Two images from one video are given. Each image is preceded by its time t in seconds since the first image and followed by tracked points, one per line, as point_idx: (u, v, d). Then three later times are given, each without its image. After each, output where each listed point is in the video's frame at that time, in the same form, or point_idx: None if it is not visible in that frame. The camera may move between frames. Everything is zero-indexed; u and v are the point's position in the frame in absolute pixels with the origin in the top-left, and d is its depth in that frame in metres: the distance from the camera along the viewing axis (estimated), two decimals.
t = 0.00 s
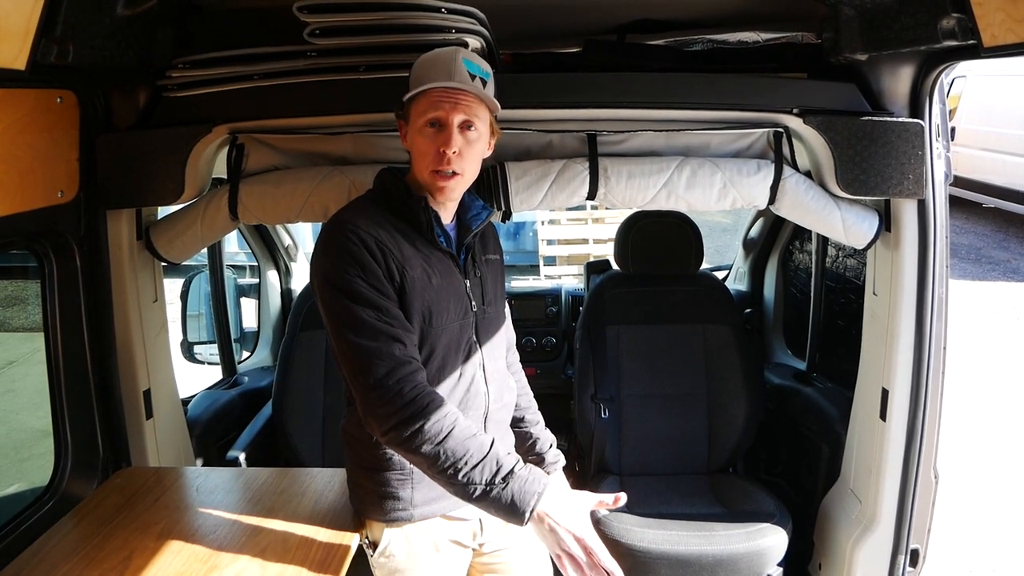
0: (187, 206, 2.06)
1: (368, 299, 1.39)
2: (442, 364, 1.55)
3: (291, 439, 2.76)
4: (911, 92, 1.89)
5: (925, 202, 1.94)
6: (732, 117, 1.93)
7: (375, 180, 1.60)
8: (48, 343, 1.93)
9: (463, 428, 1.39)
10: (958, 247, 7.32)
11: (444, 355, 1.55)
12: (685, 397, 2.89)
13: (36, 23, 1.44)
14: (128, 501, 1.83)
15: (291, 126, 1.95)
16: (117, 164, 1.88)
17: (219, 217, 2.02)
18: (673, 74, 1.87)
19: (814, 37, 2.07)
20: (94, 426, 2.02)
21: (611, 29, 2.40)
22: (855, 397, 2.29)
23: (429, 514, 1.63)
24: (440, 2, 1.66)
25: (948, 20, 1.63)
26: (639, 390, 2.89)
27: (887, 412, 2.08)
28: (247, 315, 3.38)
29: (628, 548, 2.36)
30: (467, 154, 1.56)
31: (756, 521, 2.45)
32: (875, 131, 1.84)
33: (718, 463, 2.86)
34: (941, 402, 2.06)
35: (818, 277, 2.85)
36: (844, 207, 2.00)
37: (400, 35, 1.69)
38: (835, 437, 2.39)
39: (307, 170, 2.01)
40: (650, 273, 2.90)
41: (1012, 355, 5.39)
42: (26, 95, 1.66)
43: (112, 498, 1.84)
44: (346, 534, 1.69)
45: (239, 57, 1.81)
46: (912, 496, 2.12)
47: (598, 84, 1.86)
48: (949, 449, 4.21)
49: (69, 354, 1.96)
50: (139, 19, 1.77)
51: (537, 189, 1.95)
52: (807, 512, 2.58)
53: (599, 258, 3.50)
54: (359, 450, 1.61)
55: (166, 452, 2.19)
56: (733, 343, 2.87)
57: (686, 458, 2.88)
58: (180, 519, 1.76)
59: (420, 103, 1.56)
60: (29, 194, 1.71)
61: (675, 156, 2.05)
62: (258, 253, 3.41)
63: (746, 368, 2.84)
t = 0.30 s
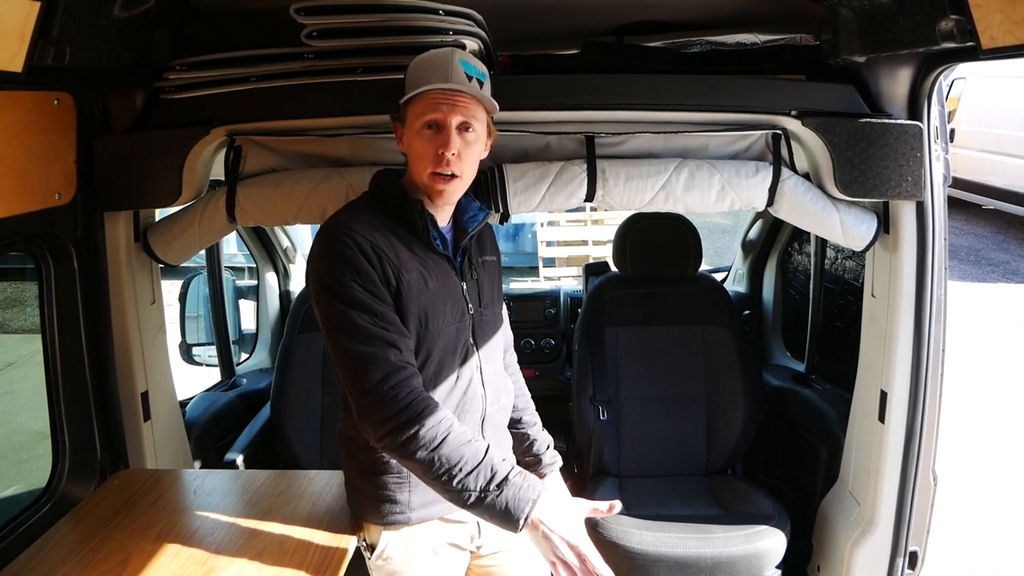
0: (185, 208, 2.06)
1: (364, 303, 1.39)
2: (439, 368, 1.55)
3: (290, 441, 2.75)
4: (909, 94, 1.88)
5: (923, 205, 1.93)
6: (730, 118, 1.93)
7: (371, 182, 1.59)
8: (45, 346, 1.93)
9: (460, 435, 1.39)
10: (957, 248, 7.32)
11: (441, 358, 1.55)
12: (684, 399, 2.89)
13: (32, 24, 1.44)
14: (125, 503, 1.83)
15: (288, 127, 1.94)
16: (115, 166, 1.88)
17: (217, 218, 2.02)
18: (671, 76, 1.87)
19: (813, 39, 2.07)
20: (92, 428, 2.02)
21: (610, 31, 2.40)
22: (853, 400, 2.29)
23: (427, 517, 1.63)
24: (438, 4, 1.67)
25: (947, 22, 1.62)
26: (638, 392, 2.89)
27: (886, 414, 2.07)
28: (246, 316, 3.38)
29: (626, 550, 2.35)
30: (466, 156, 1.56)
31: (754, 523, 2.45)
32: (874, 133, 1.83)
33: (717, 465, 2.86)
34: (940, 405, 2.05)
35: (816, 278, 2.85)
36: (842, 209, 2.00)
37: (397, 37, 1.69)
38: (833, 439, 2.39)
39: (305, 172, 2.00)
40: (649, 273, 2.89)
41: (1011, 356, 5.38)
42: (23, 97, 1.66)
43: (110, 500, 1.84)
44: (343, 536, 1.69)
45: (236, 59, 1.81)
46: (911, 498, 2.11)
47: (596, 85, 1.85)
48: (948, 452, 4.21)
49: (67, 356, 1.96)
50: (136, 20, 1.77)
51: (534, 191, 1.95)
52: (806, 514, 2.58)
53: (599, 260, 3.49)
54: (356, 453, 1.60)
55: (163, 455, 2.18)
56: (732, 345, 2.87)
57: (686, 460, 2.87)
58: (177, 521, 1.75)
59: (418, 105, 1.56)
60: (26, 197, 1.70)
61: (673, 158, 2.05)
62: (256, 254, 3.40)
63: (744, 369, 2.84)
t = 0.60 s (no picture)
0: (182, 208, 2.05)
1: (336, 315, 1.38)
2: (434, 369, 1.55)
3: (287, 441, 2.75)
4: (908, 93, 1.88)
5: (922, 204, 1.93)
6: (729, 118, 1.93)
7: (364, 183, 1.58)
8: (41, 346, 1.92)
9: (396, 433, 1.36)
10: (956, 248, 7.32)
11: (436, 359, 1.55)
12: (683, 398, 2.88)
13: (27, 23, 1.43)
14: (122, 504, 1.82)
15: (285, 127, 1.94)
16: (111, 166, 1.87)
17: (214, 218, 2.01)
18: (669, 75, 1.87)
19: (811, 37, 2.07)
20: (88, 428, 2.01)
21: (608, 31, 2.39)
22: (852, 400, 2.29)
23: (423, 519, 1.63)
24: (435, 2, 1.66)
25: (945, 21, 1.62)
26: (637, 392, 2.89)
27: (884, 414, 2.07)
28: (244, 316, 3.38)
29: (624, 550, 2.36)
30: (467, 153, 1.55)
31: (753, 523, 2.44)
32: (872, 133, 1.83)
33: (715, 465, 2.86)
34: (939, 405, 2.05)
35: (815, 278, 2.85)
36: (841, 208, 1.99)
37: (394, 36, 1.69)
38: (832, 439, 2.39)
39: (302, 172, 1.99)
40: (650, 272, 2.89)
41: (1010, 355, 5.39)
42: (18, 96, 1.65)
43: (106, 501, 1.83)
44: (341, 537, 1.68)
45: (233, 59, 1.80)
46: (910, 498, 2.11)
47: (594, 85, 1.85)
48: (947, 451, 4.21)
49: (63, 356, 1.95)
50: (132, 20, 1.76)
51: (532, 190, 1.95)
52: (804, 514, 2.57)
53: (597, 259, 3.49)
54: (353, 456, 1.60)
55: (160, 455, 2.18)
56: (730, 345, 2.86)
57: (684, 460, 2.87)
58: (174, 522, 1.75)
59: (417, 104, 1.54)
60: (22, 196, 1.70)
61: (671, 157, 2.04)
62: (254, 254, 3.40)
63: (743, 369, 2.83)
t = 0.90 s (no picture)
0: (178, 207, 2.04)
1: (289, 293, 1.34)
2: (429, 368, 1.54)
3: (285, 442, 2.74)
4: (906, 93, 1.87)
5: (919, 204, 1.93)
6: (726, 118, 1.92)
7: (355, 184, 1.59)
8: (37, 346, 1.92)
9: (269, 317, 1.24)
10: (955, 247, 7.33)
11: (430, 359, 1.54)
12: (681, 398, 2.88)
13: (23, 24, 1.43)
14: (118, 504, 1.82)
15: (282, 127, 1.93)
16: (107, 166, 1.87)
17: (211, 217, 2.00)
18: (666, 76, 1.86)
19: (808, 37, 2.08)
20: (85, 428, 2.01)
21: (606, 31, 2.40)
22: (849, 401, 2.29)
23: (421, 518, 1.61)
24: (432, 2, 1.66)
25: (943, 20, 1.62)
26: (635, 391, 2.89)
27: (882, 414, 2.07)
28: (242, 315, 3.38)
29: (621, 550, 2.36)
30: (461, 157, 1.55)
31: (751, 523, 2.44)
32: (870, 132, 1.83)
33: (713, 465, 2.85)
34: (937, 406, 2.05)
35: (813, 278, 2.84)
36: (839, 208, 1.99)
37: (391, 36, 1.68)
38: (830, 439, 2.39)
39: (299, 171, 1.99)
40: (650, 271, 2.88)
41: (1008, 355, 5.39)
42: (14, 97, 1.65)
43: (102, 501, 1.83)
44: (337, 537, 1.68)
45: (229, 59, 1.80)
46: (907, 498, 2.10)
47: (591, 85, 1.84)
48: (945, 451, 4.21)
49: (59, 357, 1.95)
50: (128, 20, 1.76)
51: (529, 191, 1.94)
52: (802, 514, 2.57)
53: (596, 259, 3.49)
54: (348, 457, 1.59)
55: (156, 456, 2.17)
56: (728, 345, 2.86)
57: (682, 460, 2.87)
58: (170, 522, 1.75)
59: (410, 106, 1.53)
60: (18, 197, 1.69)
61: (669, 157, 2.04)
62: (251, 254, 3.36)
63: (741, 369, 2.83)
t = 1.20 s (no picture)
0: (178, 209, 2.04)
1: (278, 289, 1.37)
2: (426, 370, 1.54)
3: (285, 443, 2.74)
4: (905, 94, 1.87)
5: (918, 205, 1.93)
6: (725, 119, 1.93)
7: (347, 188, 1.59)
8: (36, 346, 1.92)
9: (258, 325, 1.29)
10: (954, 247, 7.33)
11: (427, 361, 1.55)
12: (680, 399, 2.88)
13: (22, 26, 1.43)
14: (118, 504, 1.82)
15: (281, 127, 1.94)
16: (106, 167, 1.87)
17: (210, 219, 1.99)
18: (665, 77, 1.87)
19: (807, 40, 2.08)
20: (84, 429, 2.01)
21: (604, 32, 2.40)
22: (848, 402, 2.29)
23: (421, 518, 1.61)
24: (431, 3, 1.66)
25: (941, 22, 1.62)
26: (635, 392, 2.89)
27: (881, 414, 2.07)
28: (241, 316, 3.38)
29: (620, 551, 2.36)
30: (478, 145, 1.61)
31: (750, 523, 2.44)
32: (868, 133, 1.83)
33: (713, 466, 2.85)
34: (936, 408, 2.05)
35: (813, 279, 2.84)
36: (838, 209, 1.99)
37: (390, 37, 1.68)
38: (829, 439, 2.39)
39: (297, 172, 1.99)
40: (650, 272, 2.88)
41: (1008, 355, 5.40)
42: (13, 99, 1.66)
43: (102, 502, 1.83)
44: (336, 538, 1.68)
45: (228, 60, 1.80)
46: (906, 499, 2.11)
47: (590, 86, 1.85)
48: (945, 451, 4.21)
49: (59, 357, 1.95)
50: (128, 21, 1.76)
51: (528, 192, 1.94)
52: (802, 515, 2.58)
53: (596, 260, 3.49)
54: (347, 460, 1.59)
55: (156, 456, 2.17)
56: (727, 346, 2.86)
57: (682, 461, 2.87)
58: (169, 523, 1.75)
59: (446, 108, 1.49)
60: (17, 198, 1.70)
61: (668, 158, 2.04)
62: (251, 254, 3.37)
63: (740, 370, 2.83)
